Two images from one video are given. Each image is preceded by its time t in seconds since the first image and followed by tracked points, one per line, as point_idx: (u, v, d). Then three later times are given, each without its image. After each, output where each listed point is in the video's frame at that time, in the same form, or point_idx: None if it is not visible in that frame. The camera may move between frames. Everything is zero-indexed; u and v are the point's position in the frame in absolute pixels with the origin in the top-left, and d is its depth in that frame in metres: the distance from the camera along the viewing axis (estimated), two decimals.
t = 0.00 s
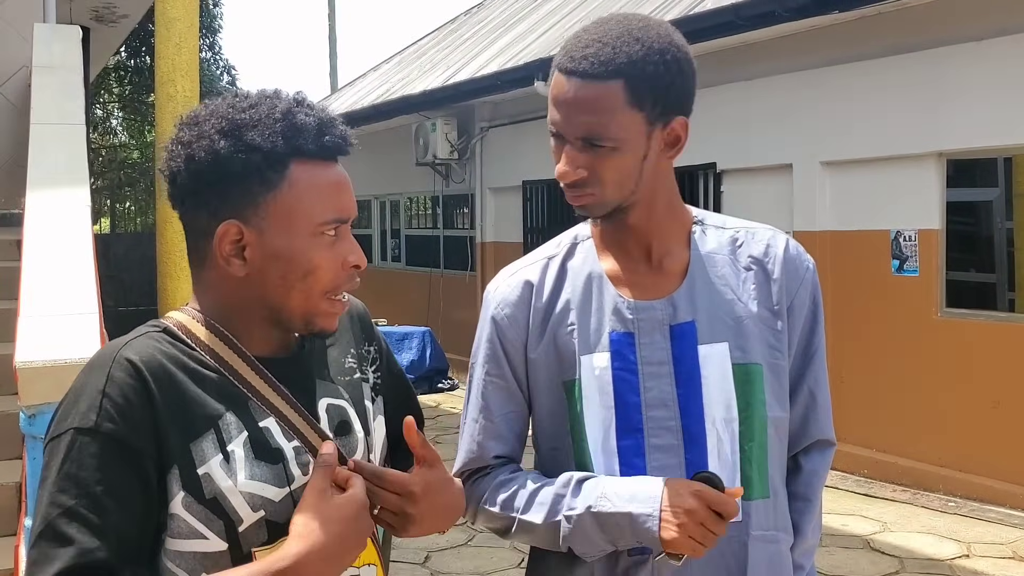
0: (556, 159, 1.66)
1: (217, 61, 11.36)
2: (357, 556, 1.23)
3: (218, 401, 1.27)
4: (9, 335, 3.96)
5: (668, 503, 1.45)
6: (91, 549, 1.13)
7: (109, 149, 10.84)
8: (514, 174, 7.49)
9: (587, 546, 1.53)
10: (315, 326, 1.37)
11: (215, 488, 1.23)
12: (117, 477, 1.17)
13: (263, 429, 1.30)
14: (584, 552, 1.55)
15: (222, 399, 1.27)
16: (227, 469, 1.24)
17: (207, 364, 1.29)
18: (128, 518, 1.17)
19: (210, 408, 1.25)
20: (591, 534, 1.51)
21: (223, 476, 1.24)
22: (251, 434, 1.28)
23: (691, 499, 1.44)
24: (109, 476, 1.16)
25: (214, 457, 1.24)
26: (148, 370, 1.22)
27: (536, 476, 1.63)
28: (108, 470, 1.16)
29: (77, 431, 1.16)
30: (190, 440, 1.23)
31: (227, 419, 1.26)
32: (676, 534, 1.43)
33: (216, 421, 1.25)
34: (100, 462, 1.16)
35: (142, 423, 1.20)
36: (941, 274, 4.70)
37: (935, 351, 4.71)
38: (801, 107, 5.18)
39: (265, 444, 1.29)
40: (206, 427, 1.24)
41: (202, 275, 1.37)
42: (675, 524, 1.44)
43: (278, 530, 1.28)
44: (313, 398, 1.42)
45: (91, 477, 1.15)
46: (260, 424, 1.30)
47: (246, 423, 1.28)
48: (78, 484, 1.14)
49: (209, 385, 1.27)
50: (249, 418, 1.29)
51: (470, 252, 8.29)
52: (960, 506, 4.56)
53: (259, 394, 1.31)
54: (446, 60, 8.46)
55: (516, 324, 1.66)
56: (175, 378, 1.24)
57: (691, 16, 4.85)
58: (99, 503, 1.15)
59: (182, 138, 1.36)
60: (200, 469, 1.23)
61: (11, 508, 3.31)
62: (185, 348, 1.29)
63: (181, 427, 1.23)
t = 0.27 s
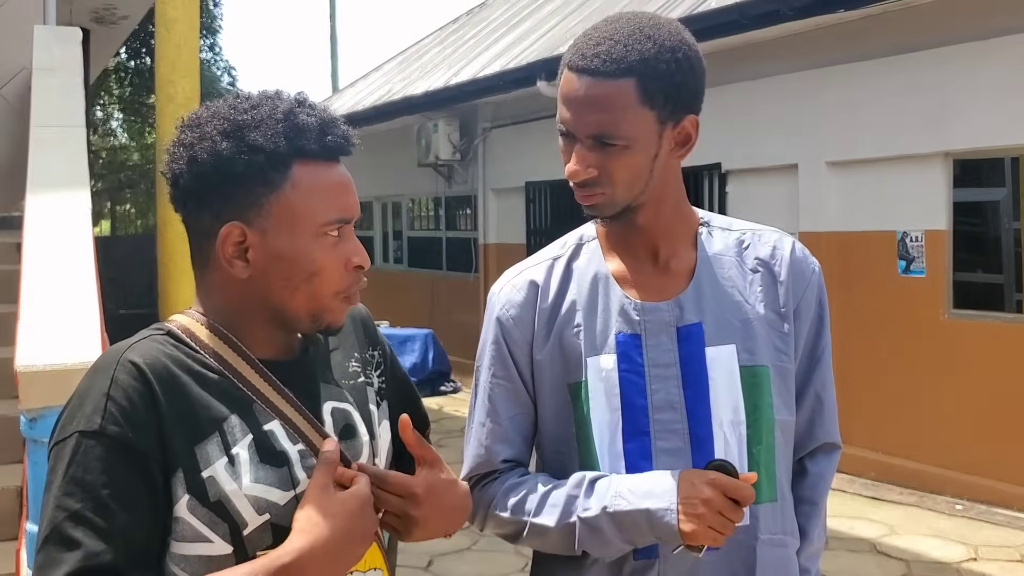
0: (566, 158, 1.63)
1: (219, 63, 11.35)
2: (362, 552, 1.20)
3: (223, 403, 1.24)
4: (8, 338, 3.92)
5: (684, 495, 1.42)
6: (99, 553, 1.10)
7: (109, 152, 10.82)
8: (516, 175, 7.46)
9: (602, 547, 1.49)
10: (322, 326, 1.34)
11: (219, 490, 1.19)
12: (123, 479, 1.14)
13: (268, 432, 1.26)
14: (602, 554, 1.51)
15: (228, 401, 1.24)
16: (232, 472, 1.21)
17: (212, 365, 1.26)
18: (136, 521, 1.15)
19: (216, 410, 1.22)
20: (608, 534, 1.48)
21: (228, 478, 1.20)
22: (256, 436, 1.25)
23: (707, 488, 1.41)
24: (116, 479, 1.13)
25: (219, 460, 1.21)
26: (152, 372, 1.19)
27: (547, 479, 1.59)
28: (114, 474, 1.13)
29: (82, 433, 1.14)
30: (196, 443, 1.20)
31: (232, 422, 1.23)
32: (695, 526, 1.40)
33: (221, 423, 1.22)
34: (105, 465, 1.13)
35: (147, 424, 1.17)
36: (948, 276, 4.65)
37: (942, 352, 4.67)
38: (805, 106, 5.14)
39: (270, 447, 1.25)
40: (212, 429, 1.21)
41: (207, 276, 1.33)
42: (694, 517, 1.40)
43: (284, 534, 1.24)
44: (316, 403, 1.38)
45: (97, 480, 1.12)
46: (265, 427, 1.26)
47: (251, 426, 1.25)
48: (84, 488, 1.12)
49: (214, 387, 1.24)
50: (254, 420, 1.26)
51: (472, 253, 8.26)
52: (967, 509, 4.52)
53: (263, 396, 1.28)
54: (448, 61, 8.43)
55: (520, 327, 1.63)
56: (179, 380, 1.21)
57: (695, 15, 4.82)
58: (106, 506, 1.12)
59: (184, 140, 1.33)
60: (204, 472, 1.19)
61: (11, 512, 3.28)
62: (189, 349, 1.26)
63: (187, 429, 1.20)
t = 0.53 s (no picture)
0: (573, 158, 1.63)
1: (219, 63, 11.36)
2: (367, 573, 1.21)
3: (224, 403, 1.25)
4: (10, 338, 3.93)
5: (681, 506, 1.43)
6: (102, 551, 1.12)
7: (109, 152, 10.84)
8: (517, 176, 7.47)
9: (596, 551, 1.51)
10: (327, 324, 1.36)
11: (219, 490, 1.20)
12: (125, 477, 1.15)
13: (267, 433, 1.27)
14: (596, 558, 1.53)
15: (228, 400, 1.26)
16: (232, 472, 1.22)
17: (212, 365, 1.27)
18: (138, 519, 1.16)
19: (216, 410, 1.24)
20: (603, 539, 1.50)
21: (228, 478, 1.21)
22: (256, 437, 1.26)
23: (703, 501, 1.43)
24: (117, 477, 1.15)
25: (219, 459, 1.22)
26: (153, 371, 1.21)
27: (541, 480, 1.61)
28: (115, 472, 1.15)
29: (83, 432, 1.15)
30: (196, 442, 1.21)
31: (232, 422, 1.24)
32: (692, 538, 1.41)
33: (221, 423, 1.23)
34: (107, 463, 1.15)
35: (148, 422, 1.18)
36: (948, 276, 4.67)
37: (941, 353, 4.69)
38: (805, 107, 5.16)
39: (270, 447, 1.26)
40: (212, 429, 1.23)
41: (211, 280, 1.34)
42: (690, 529, 1.42)
43: (282, 536, 1.25)
44: (319, 404, 1.39)
45: (99, 479, 1.14)
46: (264, 428, 1.27)
47: (251, 426, 1.26)
48: (86, 486, 1.13)
49: (214, 386, 1.25)
50: (253, 420, 1.27)
51: (473, 254, 8.28)
52: (966, 508, 4.54)
53: (264, 397, 1.29)
54: (449, 62, 8.45)
55: (523, 327, 1.64)
56: (179, 379, 1.22)
57: (696, 17, 4.84)
58: (108, 505, 1.14)
59: (187, 141, 1.34)
60: (204, 471, 1.20)
61: (14, 512, 3.29)
62: (190, 349, 1.27)
63: (187, 428, 1.21)
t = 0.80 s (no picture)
0: (577, 159, 1.63)
1: (218, 64, 11.36)
2: None
3: (220, 409, 1.25)
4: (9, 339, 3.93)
5: (680, 504, 1.43)
6: (89, 563, 1.14)
7: (108, 153, 10.84)
8: (516, 177, 7.47)
9: (597, 551, 1.51)
10: (323, 326, 1.35)
11: (216, 498, 1.21)
12: (115, 488, 1.16)
13: (266, 438, 1.27)
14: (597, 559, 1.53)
15: (224, 407, 1.26)
16: (230, 479, 1.22)
17: (208, 370, 1.27)
18: (127, 530, 1.17)
19: (211, 417, 1.24)
20: (602, 539, 1.50)
21: (225, 486, 1.22)
22: (254, 442, 1.26)
23: (700, 499, 1.42)
24: (105, 488, 1.16)
25: (215, 467, 1.22)
26: (145, 380, 1.21)
27: (543, 480, 1.61)
28: (104, 483, 1.16)
29: (72, 443, 1.16)
30: (191, 450, 1.21)
31: (229, 428, 1.24)
32: (689, 537, 1.41)
33: (217, 430, 1.23)
34: (96, 473, 1.16)
35: (138, 432, 1.19)
36: (946, 276, 4.68)
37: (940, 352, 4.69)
38: (804, 107, 5.16)
39: (268, 453, 1.26)
40: (208, 436, 1.23)
41: (208, 283, 1.34)
42: (688, 527, 1.42)
43: (281, 540, 1.26)
44: (319, 406, 1.38)
45: (88, 490, 1.15)
46: (263, 432, 1.27)
47: (249, 432, 1.26)
48: (74, 497, 1.14)
49: (210, 393, 1.25)
50: (252, 426, 1.26)
51: (472, 254, 8.28)
52: (965, 507, 4.54)
53: (262, 401, 1.29)
54: (448, 62, 8.45)
55: (523, 326, 1.64)
56: (174, 387, 1.22)
57: (694, 16, 4.84)
58: (97, 516, 1.15)
59: (183, 139, 1.35)
60: (200, 479, 1.21)
61: (11, 513, 3.29)
62: (185, 354, 1.27)
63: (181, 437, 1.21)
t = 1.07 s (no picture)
0: (582, 157, 1.63)
1: (216, 63, 11.35)
2: None
3: (215, 411, 1.26)
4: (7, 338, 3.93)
5: (676, 508, 1.44)
6: (87, 566, 1.14)
7: (105, 152, 10.84)
8: (515, 176, 7.48)
9: (591, 553, 1.52)
10: (318, 324, 1.36)
11: (213, 500, 1.22)
12: (112, 491, 1.16)
13: (262, 439, 1.28)
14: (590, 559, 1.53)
15: (219, 408, 1.26)
16: (226, 480, 1.23)
17: (201, 372, 1.27)
18: (125, 533, 1.17)
19: (206, 419, 1.24)
20: (597, 540, 1.50)
21: (222, 487, 1.23)
22: (249, 443, 1.27)
23: (699, 504, 1.43)
24: (102, 491, 1.16)
25: (212, 469, 1.23)
26: (141, 382, 1.21)
27: (540, 480, 1.61)
28: (101, 487, 1.16)
29: (68, 446, 1.16)
30: (187, 452, 1.22)
31: (223, 430, 1.25)
32: (686, 541, 1.42)
33: (212, 432, 1.24)
34: (93, 477, 1.16)
35: (135, 435, 1.19)
36: (944, 275, 4.69)
37: (937, 351, 4.71)
38: (802, 107, 5.17)
39: (264, 454, 1.27)
40: (203, 438, 1.23)
41: (201, 283, 1.36)
42: (684, 531, 1.42)
43: (279, 542, 1.26)
44: (313, 406, 1.39)
45: (85, 493, 1.15)
46: (258, 433, 1.28)
47: (245, 434, 1.27)
48: (71, 500, 1.15)
49: (205, 395, 1.26)
50: (246, 427, 1.27)
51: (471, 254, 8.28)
52: (962, 506, 4.55)
53: (258, 402, 1.30)
54: (447, 61, 8.46)
55: (521, 325, 1.65)
56: (169, 389, 1.23)
57: (693, 16, 4.85)
58: (94, 519, 1.15)
59: (174, 136, 1.35)
60: (197, 481, 1.21)
61: (9, 514, 3.28)
62: (179, 356, 1.27)
63: (177, 439, 1.22)
